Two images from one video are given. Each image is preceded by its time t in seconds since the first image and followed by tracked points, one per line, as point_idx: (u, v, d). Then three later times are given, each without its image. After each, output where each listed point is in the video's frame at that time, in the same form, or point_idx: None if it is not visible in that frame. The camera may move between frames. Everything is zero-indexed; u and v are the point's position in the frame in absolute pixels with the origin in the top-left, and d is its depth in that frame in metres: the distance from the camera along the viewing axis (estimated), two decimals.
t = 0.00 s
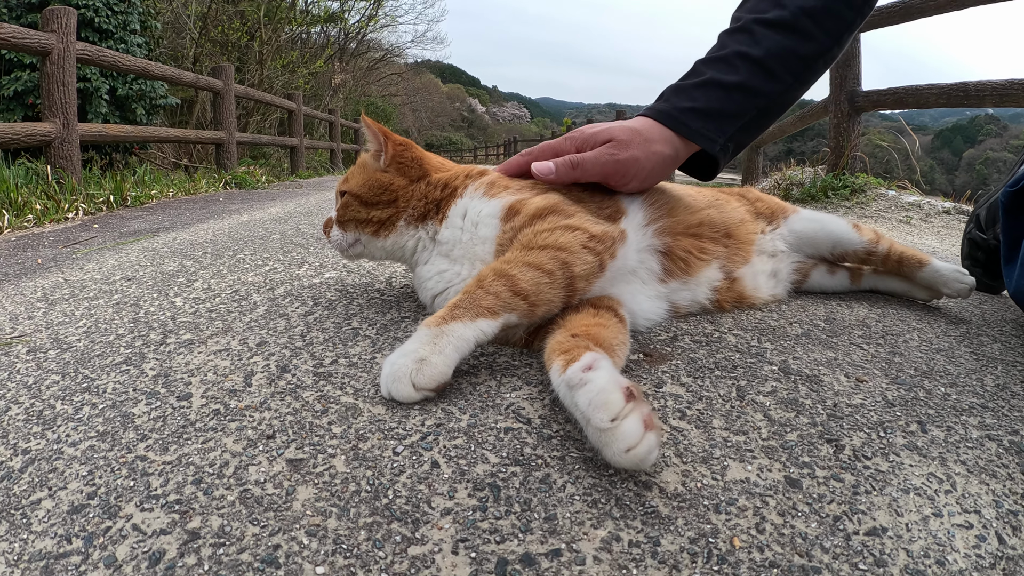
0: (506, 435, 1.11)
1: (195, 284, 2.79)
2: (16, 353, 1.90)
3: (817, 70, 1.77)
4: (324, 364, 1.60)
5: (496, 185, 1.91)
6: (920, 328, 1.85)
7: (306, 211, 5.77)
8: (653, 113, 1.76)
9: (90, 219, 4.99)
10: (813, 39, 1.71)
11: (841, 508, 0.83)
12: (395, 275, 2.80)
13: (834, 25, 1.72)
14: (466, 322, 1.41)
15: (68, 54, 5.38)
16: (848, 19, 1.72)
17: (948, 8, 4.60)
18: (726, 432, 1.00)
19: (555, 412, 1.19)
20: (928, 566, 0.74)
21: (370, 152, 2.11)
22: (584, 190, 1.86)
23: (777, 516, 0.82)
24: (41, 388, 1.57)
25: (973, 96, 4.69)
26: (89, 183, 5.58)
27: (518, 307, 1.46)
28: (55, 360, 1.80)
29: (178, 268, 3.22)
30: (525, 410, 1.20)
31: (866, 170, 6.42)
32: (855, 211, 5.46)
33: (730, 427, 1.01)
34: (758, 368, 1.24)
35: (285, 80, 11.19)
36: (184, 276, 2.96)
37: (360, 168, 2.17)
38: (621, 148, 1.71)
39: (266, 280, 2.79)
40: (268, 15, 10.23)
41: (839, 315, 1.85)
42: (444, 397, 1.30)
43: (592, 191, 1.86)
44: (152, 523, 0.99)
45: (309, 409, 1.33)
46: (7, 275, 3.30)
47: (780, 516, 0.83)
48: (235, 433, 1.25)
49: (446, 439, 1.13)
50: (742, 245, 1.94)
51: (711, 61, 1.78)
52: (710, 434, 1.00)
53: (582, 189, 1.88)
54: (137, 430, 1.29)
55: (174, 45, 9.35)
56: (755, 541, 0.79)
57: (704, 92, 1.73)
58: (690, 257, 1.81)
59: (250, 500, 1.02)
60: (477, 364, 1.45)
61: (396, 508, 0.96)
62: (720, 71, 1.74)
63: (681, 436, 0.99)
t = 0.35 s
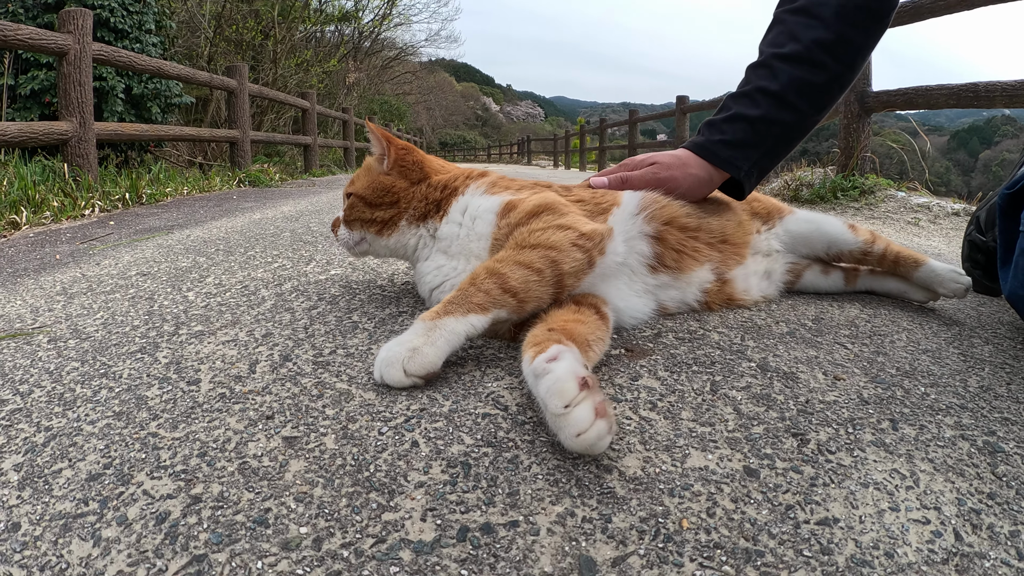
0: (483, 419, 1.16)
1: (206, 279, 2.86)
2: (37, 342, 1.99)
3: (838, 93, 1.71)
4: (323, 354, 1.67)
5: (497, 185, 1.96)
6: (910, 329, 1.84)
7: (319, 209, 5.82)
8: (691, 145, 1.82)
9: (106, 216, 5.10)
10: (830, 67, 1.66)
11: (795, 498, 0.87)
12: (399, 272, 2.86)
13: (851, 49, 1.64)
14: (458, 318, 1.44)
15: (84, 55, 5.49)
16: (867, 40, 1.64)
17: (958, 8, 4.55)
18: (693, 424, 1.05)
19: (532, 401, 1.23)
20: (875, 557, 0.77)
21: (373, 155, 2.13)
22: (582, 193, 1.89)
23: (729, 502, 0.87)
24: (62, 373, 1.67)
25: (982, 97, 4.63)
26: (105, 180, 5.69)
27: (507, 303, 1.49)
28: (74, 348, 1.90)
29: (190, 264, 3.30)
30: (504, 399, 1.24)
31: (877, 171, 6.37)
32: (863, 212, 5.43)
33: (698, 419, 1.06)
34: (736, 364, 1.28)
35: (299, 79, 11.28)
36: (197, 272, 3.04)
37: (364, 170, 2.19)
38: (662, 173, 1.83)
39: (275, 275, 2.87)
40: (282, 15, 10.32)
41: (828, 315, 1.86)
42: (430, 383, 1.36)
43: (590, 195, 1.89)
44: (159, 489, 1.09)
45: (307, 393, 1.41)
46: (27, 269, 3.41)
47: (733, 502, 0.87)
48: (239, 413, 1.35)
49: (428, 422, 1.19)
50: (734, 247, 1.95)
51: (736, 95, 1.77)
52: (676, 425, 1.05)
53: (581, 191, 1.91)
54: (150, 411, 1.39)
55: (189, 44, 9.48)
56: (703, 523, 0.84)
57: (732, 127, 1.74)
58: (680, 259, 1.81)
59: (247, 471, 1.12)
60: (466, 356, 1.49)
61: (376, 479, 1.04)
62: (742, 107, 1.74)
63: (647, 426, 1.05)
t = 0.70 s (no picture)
0: (449, 413, 1.18)
1: (210, 276, 2.89)
2: (45, 334, 2.03)
3: (858, 93, 1.75)
4: (310, 344, 1.68)
5: (470, 178, 1.86)
6: (903, 334, 1.73)
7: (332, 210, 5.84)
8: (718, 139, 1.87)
9: (119, 215, 5.17)
10: (849, 69, 1.69)
11: (750, 502, 0.87)
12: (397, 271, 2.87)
13: (870, 52, 1.67)
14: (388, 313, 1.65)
15: (99, 57, 5.56)
16: (886, 43, 1.67)
17: (971, 9, 4.47)
18: (658, 424, 1.06)
19: (501, 396, 1.22)
20: (826, 565, 0.76)
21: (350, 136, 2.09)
22: (567, 192, 1.82)
23: (679, 503, 0.88)
24: (65, 362, 1.70)
25: (994, 99, 4.54)
26: (119, 180, 5.76)
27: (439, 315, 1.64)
28: (78, 340, 1.93)
29: (197, 263, 3.32)
30: (473, 394, 1.24)
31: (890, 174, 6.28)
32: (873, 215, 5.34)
33: (663, 419, 1.07)
34: (712, 366, 1.28)
35: (314, 80, 11.35)
36: (201, 270, 3.07)
37: (341, 151, 2.15)
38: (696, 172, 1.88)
39: (276, 275, 2.89)
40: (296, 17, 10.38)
41: (818, 317, 1.83)
42: (405, 378, 1.37)
43: (578, 198, 1.81)
44: (143, 468, 1.13)
45: (288, 385, 1.41)
46: (40, 266, 3.47)
47: (683, 503, 0.88)
48: (223, 402, 1.36)
49: (397, 414, 1.21)
50: (728, 255, 1.91)
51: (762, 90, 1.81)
52: (640, 425, 1.06)
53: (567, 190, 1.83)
54: (143, 398, 1.41)
55: (205, 45, 9.59)
56: (648, 522, 0.85)
57: (756, 122, 1.80)
58: (667, 266, 1.79)
59: (225, 453, 1.15)
60: (444, 353, 1.51)
61: (338, 465, 1.08)
62: (766, 103, 1.79)
63: (611, 425, 1.07)
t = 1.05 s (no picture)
0: (435, 448, 1.18)
1: (216, 291, 2.90)
2: (53, 351, 2.05)
3: (822, 92, 1.65)
4: (307, 369, 1.68)
5: (497, 197, 1.66)
6: (904, 361, 1.68)
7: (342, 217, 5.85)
8: (665, 140, 1.64)
9: (131, 220, 5.24)
10: (821, 64, 1.60)
11: (722, 551, 0.86)
12: (399, 289, 2.87)
13: (842, 48, 1.60)
14: (382, 339, 1.64)
15: (112, 63, 5.64)
16: (856, 43, 1.61)
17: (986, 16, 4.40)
18: (640, 464, 1.05)
19: (488, 430, 1.22)
20: None
21: (373, 96, 1.93)
22: (589, 234, 1.65)
23: (651, 550, 0.87)
24: (72, 383, 1.71)
25: (1008, 107, 4.45)
26: (132, 185, 5.84)
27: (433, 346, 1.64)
28: (84, 358, 1.94)
29: (205, 275, 3.34)
30: (460, 428, 1.24)
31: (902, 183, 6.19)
32: (884, 226, 5.26)
33: (645, 459, 1.07)
34: (702, 401, 1.27)
35: (326, 84, 11.41)
36: (207, 284, 3.09)
37: (359, 110, 2.01)
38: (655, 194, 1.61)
39: (278, 292, 2.89)
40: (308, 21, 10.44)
41: (817, 343, 1.81)
42: (395, 409, 1.37)
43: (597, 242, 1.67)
44: (142, 496, 1.14)
45: (281, 414, 1.41)
46: (52, 275, 3.52)
47: (655, 550, 0.87)
48: (220, 430, 1.36)
49: (384, 448, 1.21)
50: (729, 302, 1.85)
51: (718, 86, 1.66)
52: (622, 465, 1.06)
53: (590, 230, 1.66)
54: (144, 423, 1.42)
55: (218, 49, 9.69)
56: (617, 570, 0.84)
57: (712, 118, 1.61)
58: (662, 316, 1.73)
59: (218, 485, 1.16)
60: (436, 382, 1.50)
61: (325, 500, 1.08)
62: (724, 97, 1.62)
63: (593, 465, 1.06)
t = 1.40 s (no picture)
0: (398, 451, 1.11)
1: (207, 290, 2.82)
2: (40, 348, 1.96)
3: (857, 101, 1.57)
4: (283, 365, 1.60)
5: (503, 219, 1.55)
6: (906, 367, 1.59)
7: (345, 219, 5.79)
8: (710, 167, 1.63)
9: (134, 220, 5.19)
10: (851, 76, 1.52)
11: (692, 572, 0.78)
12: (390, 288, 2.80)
13: (870, 57, 1.51)
14: (369, 343, 1.57)
15: (117, 64, 5.61)
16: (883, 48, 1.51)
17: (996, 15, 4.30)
18: (612, 473, 0.98)
19: (456, 433, 1.15)
20: None
21: (380, 100, 1.79)
22: (598, 257, 1.54)
23: (613, 568, 0.80)
24: (53, 377, 1.61)
25: (1017, 107, 4.34)
26: (136, 184, 5.80)
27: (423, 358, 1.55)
28: (68, 354, 1.86)
29: (199, 275, 3.27)
30: (427, 431, 1.17)
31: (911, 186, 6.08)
32: (890, 228, 5.16)
33: (619, 468, 0.99)
34: (686, 407, 1.19)
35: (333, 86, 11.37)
36: (199, 283, 3.01)
37: (363, 114, 1.88)
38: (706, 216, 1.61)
39: (267, 290, 2.81)
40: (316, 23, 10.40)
41: (814, 346, 1.73)
42: (365, 409, 1.29)
43: (607, 264, 1.55)
44: (104, 490, 1.07)
45: (251, 412, 1.31)
46: (49, 273, 3.46)
47: (617, 568, 0.80)
48: (189, 427, 1.27)
49: (347, 449, 1.14)
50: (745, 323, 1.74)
51: (752, 110, 1.62)
52: (592, 473, 0.99)
53: (598, 252, 1.55)
54: (117, 419, 1.32)
55: (226, 50, 9.68)
56: None
57: (752, 144, 1.59)
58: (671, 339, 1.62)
59: (179, 480, 1.08)
60: (409, 383, 1.43)
61: (279, 500, 1.01)
62: (760, 123, 1.59)
63: (561, 473, 0.99)
